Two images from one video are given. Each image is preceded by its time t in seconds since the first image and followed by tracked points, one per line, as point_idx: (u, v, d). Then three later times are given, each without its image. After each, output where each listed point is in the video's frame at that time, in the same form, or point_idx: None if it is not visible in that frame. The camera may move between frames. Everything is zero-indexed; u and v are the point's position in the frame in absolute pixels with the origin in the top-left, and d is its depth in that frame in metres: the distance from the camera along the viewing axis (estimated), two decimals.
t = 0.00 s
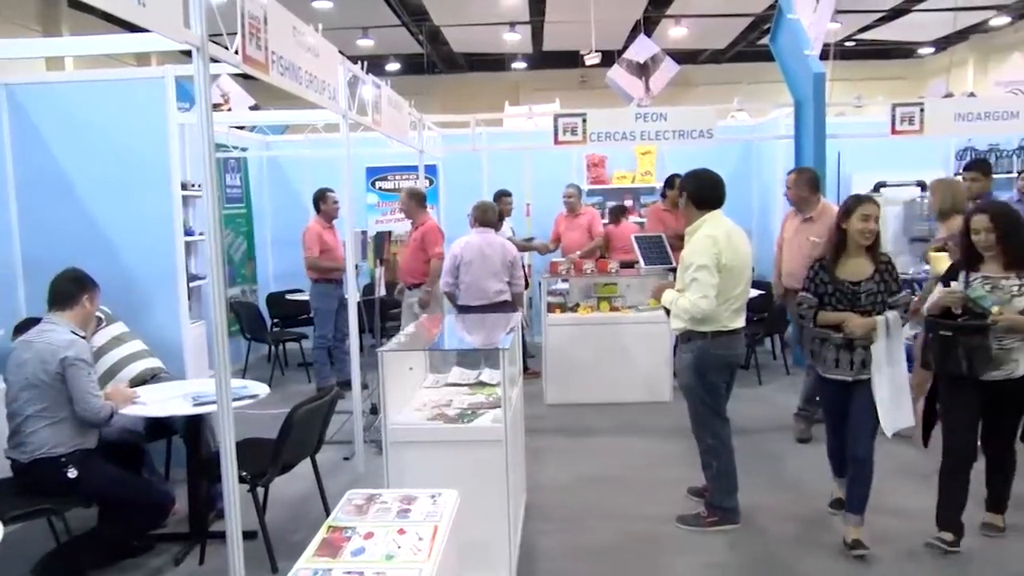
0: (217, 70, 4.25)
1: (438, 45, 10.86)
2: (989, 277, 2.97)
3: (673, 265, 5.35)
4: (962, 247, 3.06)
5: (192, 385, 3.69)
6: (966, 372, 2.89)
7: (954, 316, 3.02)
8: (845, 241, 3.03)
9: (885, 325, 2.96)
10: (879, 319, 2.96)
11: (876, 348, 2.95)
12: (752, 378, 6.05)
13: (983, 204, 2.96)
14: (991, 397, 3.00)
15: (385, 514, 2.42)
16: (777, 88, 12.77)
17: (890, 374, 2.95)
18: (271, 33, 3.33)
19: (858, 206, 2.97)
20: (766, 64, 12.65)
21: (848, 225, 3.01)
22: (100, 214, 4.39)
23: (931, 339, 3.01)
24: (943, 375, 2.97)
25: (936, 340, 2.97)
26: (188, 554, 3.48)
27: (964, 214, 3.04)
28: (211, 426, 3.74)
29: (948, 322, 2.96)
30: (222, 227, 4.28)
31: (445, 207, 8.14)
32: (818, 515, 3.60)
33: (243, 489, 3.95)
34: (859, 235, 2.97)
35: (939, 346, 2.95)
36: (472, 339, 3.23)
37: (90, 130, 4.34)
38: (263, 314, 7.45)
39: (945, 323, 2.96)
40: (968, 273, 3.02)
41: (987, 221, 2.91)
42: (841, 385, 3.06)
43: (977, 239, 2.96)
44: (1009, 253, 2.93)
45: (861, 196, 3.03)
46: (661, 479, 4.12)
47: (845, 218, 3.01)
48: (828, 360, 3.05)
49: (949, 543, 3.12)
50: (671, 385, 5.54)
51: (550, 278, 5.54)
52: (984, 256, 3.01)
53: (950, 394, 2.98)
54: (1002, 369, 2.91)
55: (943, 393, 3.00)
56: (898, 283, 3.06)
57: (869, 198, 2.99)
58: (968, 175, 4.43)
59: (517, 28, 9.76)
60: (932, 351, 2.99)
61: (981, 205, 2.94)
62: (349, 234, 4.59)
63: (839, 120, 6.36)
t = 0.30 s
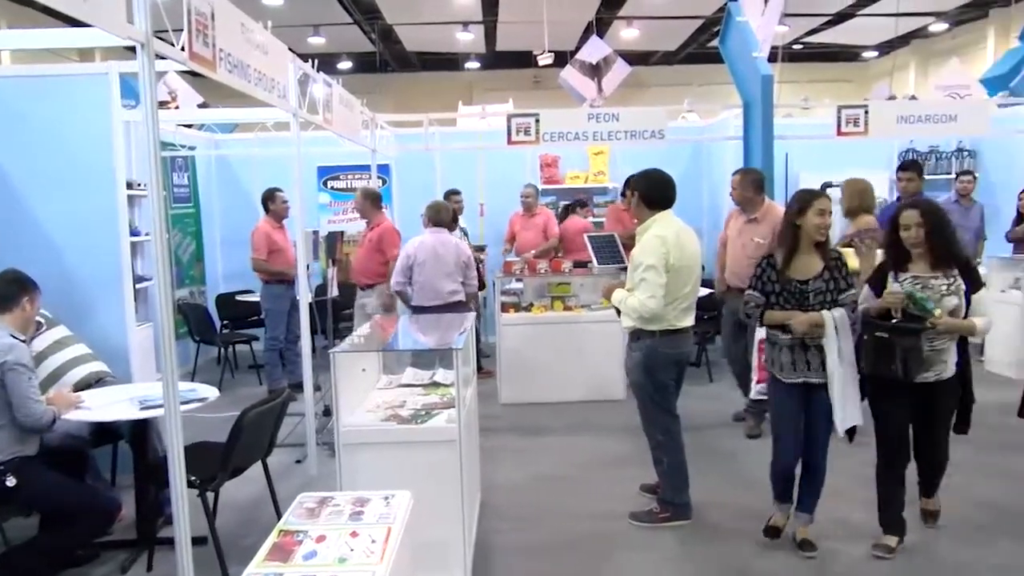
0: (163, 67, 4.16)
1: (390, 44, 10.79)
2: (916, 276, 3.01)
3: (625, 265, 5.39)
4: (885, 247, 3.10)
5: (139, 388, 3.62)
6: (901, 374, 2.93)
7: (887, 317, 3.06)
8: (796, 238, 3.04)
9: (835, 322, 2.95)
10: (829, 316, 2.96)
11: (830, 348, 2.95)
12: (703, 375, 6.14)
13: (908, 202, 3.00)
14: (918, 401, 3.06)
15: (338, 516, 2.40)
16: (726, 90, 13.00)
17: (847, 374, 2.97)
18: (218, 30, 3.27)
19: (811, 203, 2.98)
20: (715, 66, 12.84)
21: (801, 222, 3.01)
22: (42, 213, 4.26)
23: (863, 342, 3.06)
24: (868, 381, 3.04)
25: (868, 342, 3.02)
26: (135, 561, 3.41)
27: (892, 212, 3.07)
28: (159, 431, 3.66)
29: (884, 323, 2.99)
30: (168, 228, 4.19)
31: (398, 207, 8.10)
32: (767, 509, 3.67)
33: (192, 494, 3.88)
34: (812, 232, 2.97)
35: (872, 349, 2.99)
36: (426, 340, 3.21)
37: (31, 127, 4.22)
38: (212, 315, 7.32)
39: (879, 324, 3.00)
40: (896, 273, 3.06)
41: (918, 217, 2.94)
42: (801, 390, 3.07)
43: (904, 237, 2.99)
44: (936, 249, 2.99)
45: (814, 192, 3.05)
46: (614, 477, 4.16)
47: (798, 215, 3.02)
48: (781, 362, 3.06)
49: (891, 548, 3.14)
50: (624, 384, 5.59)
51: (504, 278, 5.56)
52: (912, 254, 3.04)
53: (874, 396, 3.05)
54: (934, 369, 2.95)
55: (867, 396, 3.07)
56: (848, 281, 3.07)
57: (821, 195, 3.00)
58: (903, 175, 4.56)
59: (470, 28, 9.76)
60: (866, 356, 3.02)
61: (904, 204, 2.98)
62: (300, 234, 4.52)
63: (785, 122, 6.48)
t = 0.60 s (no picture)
0: (99, 62, 4.05)
1: (336, 41, 10.68)
2: (857, 280, 2.91)
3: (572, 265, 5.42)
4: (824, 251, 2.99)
5: (74, 394, 3.51)
6: (845, 382, 2.83)
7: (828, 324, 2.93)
8: (740, 247, 2.75)
9: (780, 334, 2.69)
10: (773, 330, 2.70)
11: (772, 358, 2.70)
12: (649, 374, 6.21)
13: (851, 202, 2.92)
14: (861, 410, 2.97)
15: (282, 521, 2.36)
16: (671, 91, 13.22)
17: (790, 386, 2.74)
18: (157, 25, 3.19)
19: (758, 209, 2.71)
20: (660, 68, 13.03)
21: (747, 229, 2.73)
22: None
23: (802, 351, 2.97)
24: (809, 393, 3.00)
25: (811, 351, 2.91)
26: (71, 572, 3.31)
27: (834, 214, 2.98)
28: (95, 437, 3.56)
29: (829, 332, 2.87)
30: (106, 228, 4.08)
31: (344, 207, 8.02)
32: (711, 505, 3.73)
33: (131, 502, 3.78)
34: (758, 240, 2.71)
35: (817, 356, 2.88)
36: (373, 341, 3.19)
37: None
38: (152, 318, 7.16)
39: (822, 331, 2.89)
40: (836, 277, 2.95)
41: (867, 218, 2.83)
42: (742, 407, 2.79)
43: (848, 238, 2.89)
44: (879, 252, 2.89)
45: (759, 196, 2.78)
46: (562, 475, 4.18)
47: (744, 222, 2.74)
48: (721, 377, 2.79)
49: (829, 539, 3.24)
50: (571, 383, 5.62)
51: (451, 278, 5.54)
52: (855, 258, 2.94)
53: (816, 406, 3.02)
54: (876, 377, 2.83)
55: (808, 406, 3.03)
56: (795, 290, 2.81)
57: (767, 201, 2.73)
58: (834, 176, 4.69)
59: (417, 27, 9.72)
60: (809, 364, 2.91)
61: (850, 205, 2.89)
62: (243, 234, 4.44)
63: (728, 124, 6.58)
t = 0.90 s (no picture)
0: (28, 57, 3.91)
1: (279, 39, 10.52)
2: (826, 283, 2.76)
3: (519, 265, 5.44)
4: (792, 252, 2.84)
5: (4, 400, 3.38)
6: (816, 394, 2.70)
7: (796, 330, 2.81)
8: (688, 246, 2.63)
9: (729, 338, 2.62)
10: (723, 334, 2.63)
11: (721, 368, 2.61)
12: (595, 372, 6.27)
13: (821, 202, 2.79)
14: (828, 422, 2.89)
15: (224, 527, 2.32)
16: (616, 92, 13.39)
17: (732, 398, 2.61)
18: (89, 20, 3.10)
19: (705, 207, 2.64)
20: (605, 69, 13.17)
21: (693, 228, 2.64)
22: None
23: (770, 360, 2.84)
24: (775, 402, 2.91)
25: (779, 359, 2.79)
26: None
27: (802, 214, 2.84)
28: (27, 445, 3.44)
29: (798, 339, 2.76)
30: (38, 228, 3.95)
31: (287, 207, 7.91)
32: (656, 501, 3.78)
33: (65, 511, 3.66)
34: (705, 239, 2.63)
35: (786, 365, 2.75)
36: (318, 341, 3.15)
37: None
38: (88, 321, 6.95)
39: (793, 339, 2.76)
40: (803, 279, 2.81)
41: (841, 215, 2.72)
42: (680, 416, 2.70)
43: (819, 239, 2.76)
44: (850, 253, 2.77)
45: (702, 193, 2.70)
46: (510, 474, 4.19)
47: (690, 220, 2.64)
48: (664, 386, 2.68)
49: (772, 531, 3.32)
50: (518, 382, 5.64)
51: (398, 278, 5.52)
52: (824, 259, 2.81)
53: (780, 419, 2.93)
54: (846, 385, 2.72)
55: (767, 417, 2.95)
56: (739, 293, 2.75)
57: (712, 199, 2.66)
58: (776, 178, 4.78)
59: (362, 24, 9.63)
60: (776, 373, 2.79)
61: (821, 204, 2.77)
62: (183, 235, 4.33)
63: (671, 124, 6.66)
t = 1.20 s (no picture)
0: None
1: (221, 35, 10.32)
2: (788, 285, 2.60)
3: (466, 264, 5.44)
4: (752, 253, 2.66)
5: None
6: (789, 402, 2.49)
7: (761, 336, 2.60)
8: (645, 255, 2.44)
9: (686, 357, 2.45)
10: (681, 351, 2.45)
11: (676, 388, 2.45)
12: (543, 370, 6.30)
13: (781, 199, 2.65)
14: (793, 433, 2.63)
15: (165, 534, 2.26)
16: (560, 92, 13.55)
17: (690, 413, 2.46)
18: (18, 13, 2.99)
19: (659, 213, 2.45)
20: (551, 70, 13.28)
21: (648, 234, 2.45)
22: None
23: (739, 366, 2.58)
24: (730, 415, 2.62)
25: (752, 366, 2.52)
26: None
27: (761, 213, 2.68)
28: None
29: (763, 344, 2.54)
30: None
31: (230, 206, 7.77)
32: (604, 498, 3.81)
33: None
34: (663, 246, 2.45)
35: (759, 373, 2.50)
36: (263, 343, 3.09)
37: None
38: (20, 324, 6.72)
39: (760, 346, 2.53)
40: (765, 280, 2.62)
41: (803, 213, 2.56)
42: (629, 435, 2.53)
43: (781, 237, 2.59)
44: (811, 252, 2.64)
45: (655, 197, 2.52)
46: (458, 474, 4.18)
47: (644, 226, 2.45)
48: (615, 408, 2.51)
49: None
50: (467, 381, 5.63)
51: (344, 278, 5.47)
52: (785, 259, 2.64)
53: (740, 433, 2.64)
54: (812, 390, 2.59)
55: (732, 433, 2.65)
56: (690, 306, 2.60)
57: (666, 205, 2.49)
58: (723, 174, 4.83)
59: (306, 22, 9.51)
60: (748, 381, 2.52)
61: (782, 201, 2.62)
62: (121, 235, 4.22)
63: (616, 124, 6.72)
